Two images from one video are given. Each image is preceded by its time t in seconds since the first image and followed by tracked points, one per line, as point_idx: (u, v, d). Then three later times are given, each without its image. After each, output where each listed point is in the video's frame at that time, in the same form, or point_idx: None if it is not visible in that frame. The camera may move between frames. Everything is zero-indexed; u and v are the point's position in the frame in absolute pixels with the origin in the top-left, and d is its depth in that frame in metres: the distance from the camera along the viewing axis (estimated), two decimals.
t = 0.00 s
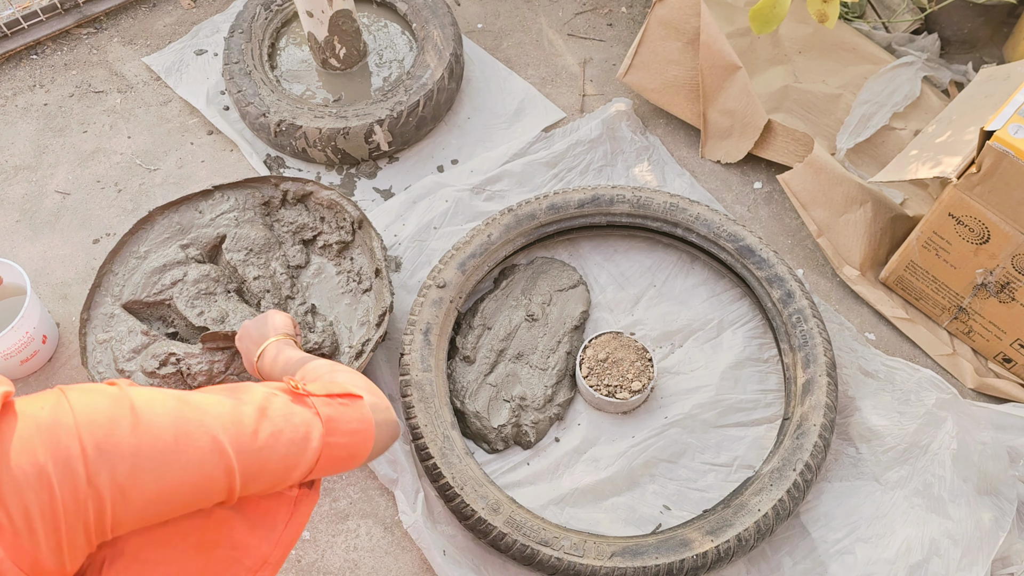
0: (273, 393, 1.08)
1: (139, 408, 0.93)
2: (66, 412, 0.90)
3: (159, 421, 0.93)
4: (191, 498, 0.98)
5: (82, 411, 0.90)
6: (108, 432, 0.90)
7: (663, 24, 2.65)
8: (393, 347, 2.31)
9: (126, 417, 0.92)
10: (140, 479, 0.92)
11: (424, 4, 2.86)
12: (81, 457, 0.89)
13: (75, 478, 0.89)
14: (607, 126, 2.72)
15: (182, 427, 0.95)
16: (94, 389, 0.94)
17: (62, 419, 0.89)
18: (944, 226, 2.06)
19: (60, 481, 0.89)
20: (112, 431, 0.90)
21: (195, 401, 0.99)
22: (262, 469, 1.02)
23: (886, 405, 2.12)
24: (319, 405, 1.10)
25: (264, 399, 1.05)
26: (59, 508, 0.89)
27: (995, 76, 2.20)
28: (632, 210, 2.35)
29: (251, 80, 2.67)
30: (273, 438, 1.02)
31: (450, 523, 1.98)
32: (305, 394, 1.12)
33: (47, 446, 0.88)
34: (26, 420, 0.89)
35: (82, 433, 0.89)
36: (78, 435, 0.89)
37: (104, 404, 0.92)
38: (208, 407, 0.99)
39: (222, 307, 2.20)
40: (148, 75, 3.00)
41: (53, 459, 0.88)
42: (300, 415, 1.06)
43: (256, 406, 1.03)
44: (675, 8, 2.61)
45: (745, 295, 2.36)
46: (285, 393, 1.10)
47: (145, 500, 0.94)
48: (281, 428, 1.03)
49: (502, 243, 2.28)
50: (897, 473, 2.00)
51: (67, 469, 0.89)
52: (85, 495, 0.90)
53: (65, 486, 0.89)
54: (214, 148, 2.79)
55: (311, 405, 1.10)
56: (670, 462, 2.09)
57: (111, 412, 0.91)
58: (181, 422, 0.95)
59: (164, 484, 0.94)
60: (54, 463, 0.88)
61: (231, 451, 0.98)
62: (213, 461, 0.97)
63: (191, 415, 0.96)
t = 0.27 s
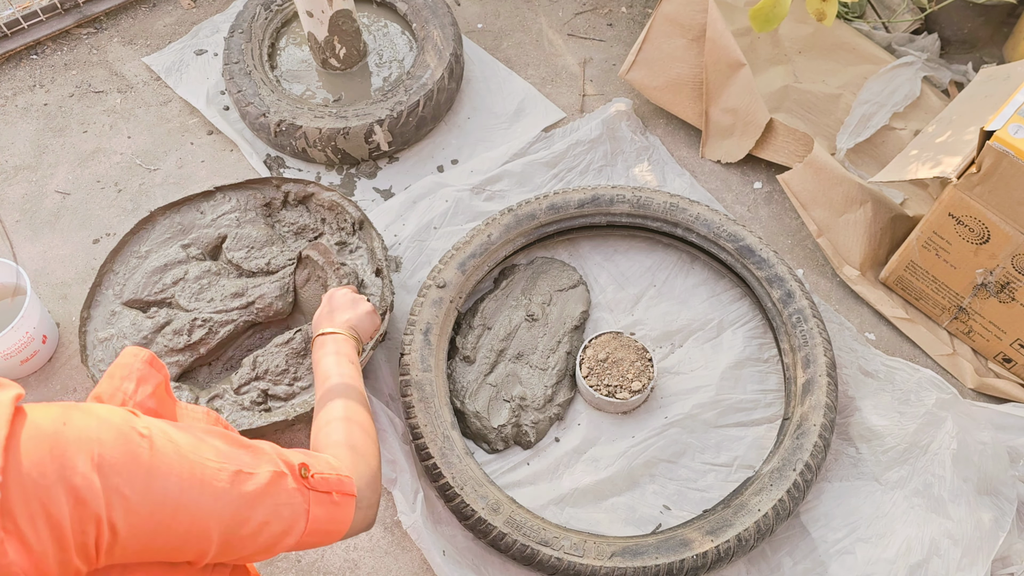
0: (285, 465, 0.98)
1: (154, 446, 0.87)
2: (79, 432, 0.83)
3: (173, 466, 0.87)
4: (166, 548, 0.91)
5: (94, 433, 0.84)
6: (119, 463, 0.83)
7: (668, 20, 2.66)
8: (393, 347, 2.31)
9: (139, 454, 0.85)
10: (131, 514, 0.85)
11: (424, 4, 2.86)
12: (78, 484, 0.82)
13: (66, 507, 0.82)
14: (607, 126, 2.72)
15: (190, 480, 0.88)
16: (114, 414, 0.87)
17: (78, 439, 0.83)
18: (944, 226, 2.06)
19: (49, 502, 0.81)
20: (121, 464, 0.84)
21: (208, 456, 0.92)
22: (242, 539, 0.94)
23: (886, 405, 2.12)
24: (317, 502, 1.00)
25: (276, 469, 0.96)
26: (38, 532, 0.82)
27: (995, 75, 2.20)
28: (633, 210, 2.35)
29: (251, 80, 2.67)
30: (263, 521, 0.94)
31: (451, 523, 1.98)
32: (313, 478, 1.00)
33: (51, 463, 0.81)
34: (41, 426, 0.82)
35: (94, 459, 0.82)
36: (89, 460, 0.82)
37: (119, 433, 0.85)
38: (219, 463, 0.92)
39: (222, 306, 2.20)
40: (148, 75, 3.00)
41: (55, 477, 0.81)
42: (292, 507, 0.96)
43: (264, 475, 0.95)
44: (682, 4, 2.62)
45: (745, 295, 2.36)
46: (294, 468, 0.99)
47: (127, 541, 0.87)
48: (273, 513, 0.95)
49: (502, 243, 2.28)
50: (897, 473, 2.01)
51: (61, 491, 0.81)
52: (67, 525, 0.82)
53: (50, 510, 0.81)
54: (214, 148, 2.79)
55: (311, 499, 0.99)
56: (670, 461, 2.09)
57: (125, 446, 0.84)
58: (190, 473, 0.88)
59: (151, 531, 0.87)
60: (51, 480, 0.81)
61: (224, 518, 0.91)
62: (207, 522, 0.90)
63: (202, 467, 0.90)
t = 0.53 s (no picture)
0: (280, 513, 1.03)
1: (166, 463, 0.94)
2: (99, 437, 0.90)
3: (179, 483, 0.94)
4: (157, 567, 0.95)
5: (111, 442, 0.91)
6: (132, 472, 0.90)
7: (667, 21, 2.66)
8: (392, 347, 2.31)
9: (152, 468, 0.92)
10: (134, 526, 0.90)
11: (424, 4, 2.86)
12: (91, 488, 0.88)
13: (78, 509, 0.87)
14: (607, 126, 2.72)
15: (193, 501, 0.94)
16: (130, 428, 0.95)
17: (98, 444, 0.90)
18: (944, 226, 2.06)
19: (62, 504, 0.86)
20: (133, 474, 0.90)
21: (211, 482, 0.98)
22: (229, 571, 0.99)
23: (886, 405, 2.12)
24: (303, 557, 1.04)
25: (272, 514, 1.02)
26: (48, 530, 0.86)
27: (995, 76, 2.20)
28: (633, 210, 2.35)
29: (252, 80, 2.67)
30: (251, 561, 0.99)
31: (450, 522, 1.98)
32: (305, 532, 1.06)
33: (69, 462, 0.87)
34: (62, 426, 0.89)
35: (109, 465, 0.89)
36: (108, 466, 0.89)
37: (135, 446, 0.92)
38: (218, 489, 0.99)
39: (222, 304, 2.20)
40: (148, 75, 3.00)
41: (71, 477, 0.87)
42: (280, 550, 1.01)
43: (260, 512, 1.01)
44: (681, 5, 2.63)
45: (745, 295, 2.36)
46: (289, 519, 1.04)
47: (125, 552, 0.92)
48: (260, 554, 1.00)
49: (502, 243, 2.28)
50: (897, 473, 2.01)
51: (75, 493, 0.87)
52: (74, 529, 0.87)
53: (63, 510, 0.86)
54: (214, 148, 2.79)
55: (298, 552, 1.03)
56: (670, 461, 2.09)
57: (139, 458, 0.92)
58: (195, 497, 0.95)
59: (149, 546, 0.92)
60: (67, 484, 0.87)
61: (217, 544, 0.96)
62: (201, 547, 0.95)
63: (204, 492, 0.96)
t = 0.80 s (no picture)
0: (344, 467, 1.02)
1: (245, 424, 0.91)
2: (183, 404, 0.86)
3: (261, 447, 0.90)
4: (236, 527, 0.92)
5: (197, 407, 0.87)
6: (219, 436, 0.87)
7: (667, 21, 2.66)
8: (392, 347, 2.30)
9: (240, 432, 0.89)
10: (219, 490, 0.87)
11: (424, 4, 2.85)
12: (176, 451, 0.84)
13: (166, 472, 0.83)
14: (607, 126, 2.72)
15: (273, 463, 0.91)
16: (214, 395, 0.91)
17: (181, 405, 0.86)
18: (945, 226, 2.05)
19: (149, 468, 0.82)
20: (219, 436, 0.87)
21: (288, 444, 0.96)
22: (301, 526, 0.97)
23: (886, 405, 2.12)
24: (362, 507, 1.03)
25: (338, 470, 1.00)
26: (135, 498, 0.82)
27: (995, 75, 2.20)
28: (633, 210, 2.35)
29: (251, 80, 2.67)
30: (320, 516, 0.98)
31: (451, 523, 1.97)
32: (366, 484, 1.04)
33: (155, 428, 0.83)
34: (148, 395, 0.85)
35: (198, 431, 0.85)
36: (196, 427, 0.85)
37: (219, 408, 0.89)
38: (297, 453, 0.96)
39: (222, 305, 2.20)
40: (148, 75, 3.00)
41: (161, 443, 0.83)
42: (344, 505, 1.00)
43: (329, 470, 0.99)
44: (680, 5, 2.63)
45: (745, 295, 2.36)
46: (352, 471, 1.03)
47: (210, 515, 0.89)
48: (329, 510, 0.98)
49: (502, 243, 2.28)
50: (898, 473, 2.01)
51: (165, 458, 0.83)
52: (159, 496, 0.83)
53: (152, 476, 0.82)
54: (214, 148, 2.79)
55: (358, 503, 1.02)
56: (670, 462, 2.09)
57: (224, 422, 0.88)
58: (275, 457, 0.92)
59: (233, 510, 0.89)
60: (157, 450, 0.83)
61: (294, 503, 0.94)
62: (280, 506, 0.93)
63: (282, 453, 0.93)
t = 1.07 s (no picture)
0: (293, 467, 1.05)
1: (186, 440, 0.91)
2: (120, 425, 0.86)
3: (207, 457, 0.92)
4: (187, 540, 0.94)
5: (137, 424, 0.87)
6: (163, 451, 0.87)
7: (667, 20, 2.65)
8: (392, 347, 2.30)
9: (184, 445, 0.90)
10: (167, 505, 0.88)
11: (424, 3, 2.85)
12: (118, 471, 0.84)
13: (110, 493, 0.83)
14: (607, 126, 2.72)
15: (221, 473, 0.93)
16: (152, 411, 0.91)
17: (121, 423, 0.86)
18: (946, 226, 2.05)
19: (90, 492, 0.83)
20: (164, 451, 0.87)
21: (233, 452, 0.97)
22: (254, 533, 0.99)
23: (887, 405, 2.12)
24: (319, 502, 1.07)
25: (287, 470, 1.03)
26: (74, 524, 0.83)
27: (996, 75, 2.20)
28: (633, 210, 2.34)
29: (251, 80, 2.67)
30: (276, 519, 1.00)
31: (450, 524, 1.97)
32: (315, 482, 1.08)
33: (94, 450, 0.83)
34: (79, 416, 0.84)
35: (139, 449, 0.85)
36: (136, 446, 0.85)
37: (159, 423, 0.89)
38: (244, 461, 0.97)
39: (222, 305, 2.19)
40: (147, 74, 2.99)
41: (100, 468, 0.83)
42: (298, 506, 1.03)
43: (278, 472, 1.01)
44: (681, 5, 2.61)
45: (746, 295, 2.36)
46: (301, 471, 1.07)
47: (158, 530, 0.90)
48: (283, 513, 1.01)
49: (502, 243, 2.28)
50: (899, 474, 2.00)
51: (108, 479, 0.83)
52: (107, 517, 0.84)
53: (92, 501, 0.83)
54: (213, 148, 2.78)
55: (313, 500, 1.06)
56: (671, 462, 2.08)
57: (166, 436, 0.89)
58: (222, 467, 0.93)
59: (182, 523, 0.91)
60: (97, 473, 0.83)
61: (247, 509, 0.96)
62: (233, 513, 0.95)
63: (229, 462, 0.95)
